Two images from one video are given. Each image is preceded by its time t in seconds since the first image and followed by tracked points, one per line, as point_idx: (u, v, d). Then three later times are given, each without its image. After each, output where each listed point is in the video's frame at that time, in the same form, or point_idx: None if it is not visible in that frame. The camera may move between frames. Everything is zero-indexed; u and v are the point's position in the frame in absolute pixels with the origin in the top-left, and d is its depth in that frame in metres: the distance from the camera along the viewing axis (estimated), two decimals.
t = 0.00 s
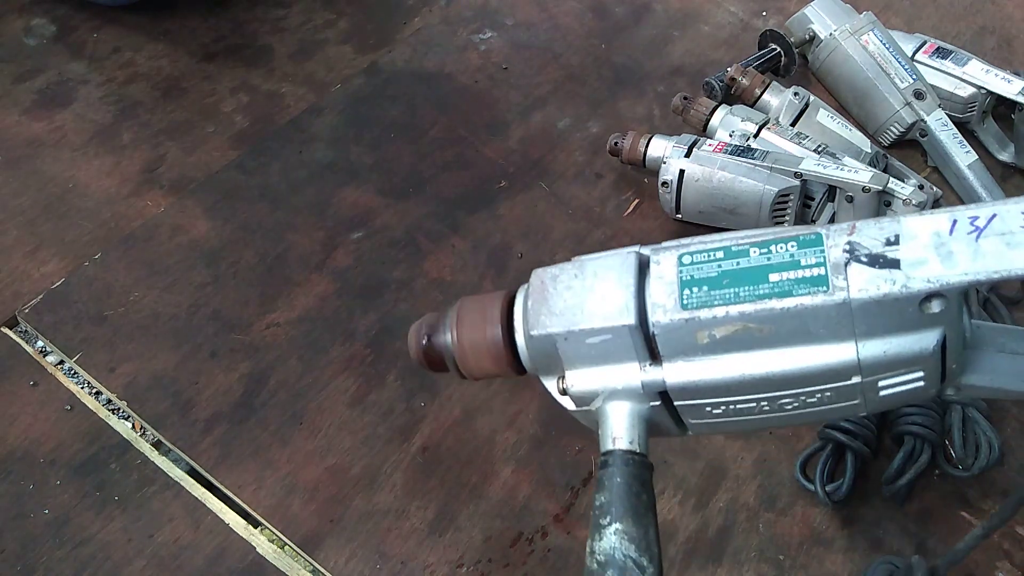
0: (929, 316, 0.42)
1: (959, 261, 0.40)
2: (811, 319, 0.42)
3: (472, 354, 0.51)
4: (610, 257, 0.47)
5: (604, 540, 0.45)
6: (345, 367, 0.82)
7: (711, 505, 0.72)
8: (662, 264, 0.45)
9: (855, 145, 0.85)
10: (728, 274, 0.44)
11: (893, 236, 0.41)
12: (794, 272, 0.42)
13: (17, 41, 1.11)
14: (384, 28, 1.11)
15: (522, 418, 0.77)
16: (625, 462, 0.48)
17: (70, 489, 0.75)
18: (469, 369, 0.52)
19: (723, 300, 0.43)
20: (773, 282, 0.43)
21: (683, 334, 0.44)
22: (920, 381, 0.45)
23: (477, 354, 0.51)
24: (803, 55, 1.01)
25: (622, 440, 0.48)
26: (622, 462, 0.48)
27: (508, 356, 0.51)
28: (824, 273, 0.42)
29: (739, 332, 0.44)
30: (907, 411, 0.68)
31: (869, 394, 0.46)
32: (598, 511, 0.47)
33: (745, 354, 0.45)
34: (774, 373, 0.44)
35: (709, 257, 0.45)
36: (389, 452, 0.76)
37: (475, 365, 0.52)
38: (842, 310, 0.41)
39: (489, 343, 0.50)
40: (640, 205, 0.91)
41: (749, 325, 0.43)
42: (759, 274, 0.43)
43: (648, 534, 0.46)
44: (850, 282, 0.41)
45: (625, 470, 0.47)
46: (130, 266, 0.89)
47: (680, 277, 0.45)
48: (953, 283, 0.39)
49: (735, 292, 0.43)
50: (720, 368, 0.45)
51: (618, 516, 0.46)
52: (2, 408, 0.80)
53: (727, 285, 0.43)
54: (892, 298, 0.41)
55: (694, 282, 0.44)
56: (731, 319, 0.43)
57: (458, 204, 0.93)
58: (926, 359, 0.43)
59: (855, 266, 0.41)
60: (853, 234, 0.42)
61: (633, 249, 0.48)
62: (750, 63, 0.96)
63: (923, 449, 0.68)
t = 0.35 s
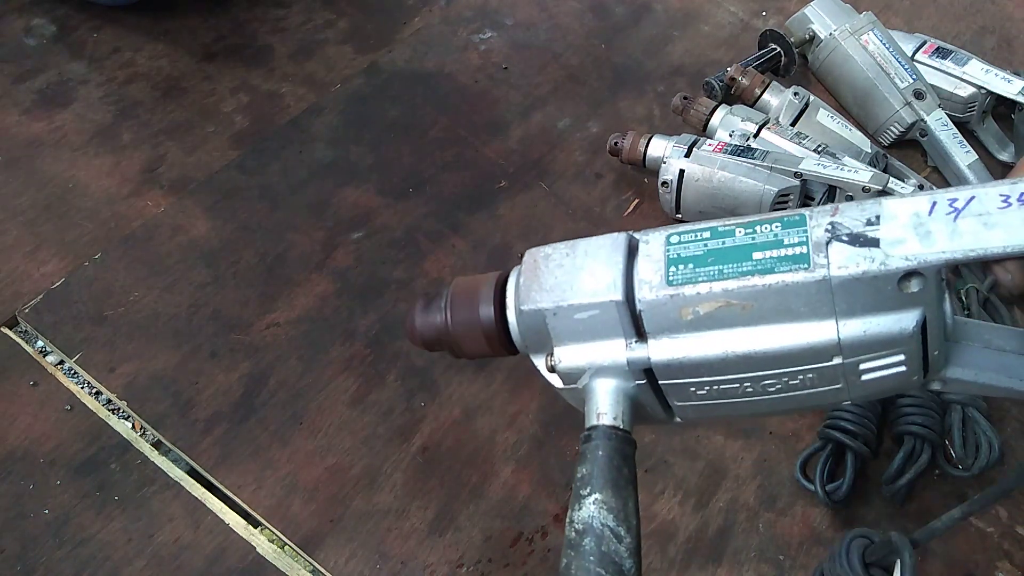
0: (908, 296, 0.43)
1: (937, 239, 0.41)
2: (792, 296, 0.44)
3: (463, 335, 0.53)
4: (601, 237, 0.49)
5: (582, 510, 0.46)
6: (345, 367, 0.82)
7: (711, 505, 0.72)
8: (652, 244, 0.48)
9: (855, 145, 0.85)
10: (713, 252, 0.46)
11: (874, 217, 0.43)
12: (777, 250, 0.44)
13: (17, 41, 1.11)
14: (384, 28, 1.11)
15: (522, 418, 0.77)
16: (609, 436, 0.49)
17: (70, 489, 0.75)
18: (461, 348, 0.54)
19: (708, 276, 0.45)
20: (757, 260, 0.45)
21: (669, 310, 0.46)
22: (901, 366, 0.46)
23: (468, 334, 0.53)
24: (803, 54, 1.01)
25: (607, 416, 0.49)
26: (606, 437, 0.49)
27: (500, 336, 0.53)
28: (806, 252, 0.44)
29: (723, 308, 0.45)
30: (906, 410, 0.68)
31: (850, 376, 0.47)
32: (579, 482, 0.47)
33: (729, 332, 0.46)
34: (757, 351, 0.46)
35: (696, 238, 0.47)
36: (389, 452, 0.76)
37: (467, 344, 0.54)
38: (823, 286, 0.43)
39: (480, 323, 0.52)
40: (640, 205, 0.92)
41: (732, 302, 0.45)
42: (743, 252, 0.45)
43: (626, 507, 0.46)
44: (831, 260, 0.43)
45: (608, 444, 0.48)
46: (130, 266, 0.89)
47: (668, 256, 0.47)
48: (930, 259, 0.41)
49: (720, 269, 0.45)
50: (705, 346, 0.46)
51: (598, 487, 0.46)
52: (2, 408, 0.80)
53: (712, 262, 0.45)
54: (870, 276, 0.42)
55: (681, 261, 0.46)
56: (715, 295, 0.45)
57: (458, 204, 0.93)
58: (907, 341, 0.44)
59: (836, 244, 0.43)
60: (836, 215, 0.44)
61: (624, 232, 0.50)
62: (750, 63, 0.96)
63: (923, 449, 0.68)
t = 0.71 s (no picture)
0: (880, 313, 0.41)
1: (903, 260, 0.39)
2: (765, 314, 0.42)
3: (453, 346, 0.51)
4: (581, 254, 0.47)
5: (565, 522, 0.45)
6: (345, 367, 0.82)
7: (711, 505, 0.72)
8: (630, 261, 0.46)
9: (855, 145, 0.85)
10: (690, 270, 0.44)
11: (844, 236, 0.41)
12: (751, 269, 0.42)
13: (17, 41, 1.11)
14: (384, 28, 1.11)
15: (522, 418, 0.77)
16: (592, 447, 0.47)
17: (70, 489, 0.75)
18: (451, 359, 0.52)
19: (684, 295, 0.43)
20: (731, 278, 0.43)
21: (643, 328, 0.44)
22: (876, 378, 0.44)
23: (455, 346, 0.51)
24: (803, 55, 1.01)
25: (592, 429, 0.48)
26: (591, 448, 0.47)
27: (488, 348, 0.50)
28: (777, 271, 0.42)
29: (695, 326, 0.43)
30: (905, 410, 0.69)
31: (826, 391, 0.45)
32: (563, 493, 0.46)
33: (701, 348, 0.44)
34: (730, 367, 0.44)
35: (673, 255, 0.45)
36: (389, 452, 0.76)
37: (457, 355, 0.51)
38: (794, 305, 0.41)
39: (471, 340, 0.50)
40: (640, 205, 0.92)
41: (707, 320, 0.43)
42: (718, 270, 0.43)
43: (610, 519, 0.45)
44: (802, 279, 0.41)
45: (593, 455, 0.47)
46: (130, 266, 0.89)
47: (646, 274, 0.45)
48: (897, 280, 0.39)
49: (695, 288, 0.43)
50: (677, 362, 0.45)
51: (581, 498, 0.45)
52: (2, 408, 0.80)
53: (688, 281, 0.44)
54: (840, 296, 0.40)
55: (658, 278, 0.44)
56: (688, 313, 0.43)
57: (458, 204, 0.93)
58: (879, 357, 0.43)
59: (807, 264, 0.41)
60: (808, 234, 0.42)
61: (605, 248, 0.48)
62: (750, 63, 0.96)
63: (923, 449, 0.68)
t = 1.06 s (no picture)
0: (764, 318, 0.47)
1: (779, 273, 0.44)
2: (659, 316, 0.49)
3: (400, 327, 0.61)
4: (509, 253, 0.55)
5: (490, 498, 0.57)
6: (345, 367, 0.82)
7: (710, 505, 0.72)
8: (546, 262, 0.52)
9: (856, 145, 0.85)
10: (597, 273, 0.50)
11: (729, 247, 0.46)
12: (646, 275, 0.48)
13: (17, 41, 1.11)
14: (384, 28, 1.11)
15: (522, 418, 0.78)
16: (519, 430, 0.58)
17: (70, 489, 0.75)
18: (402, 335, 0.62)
19: (589, 297, 0.50)
20: (629, 283, 0.49)
21: (557, 325, 0.52)
22: (768, 368, 0.51)
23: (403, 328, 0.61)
24: (803, 55, 1.01)
25: (519, 413, 0.59)
26: (516, 430, 0.58)
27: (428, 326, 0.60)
28: (668, 278, 0.48)
29: (601, 324, 0.51)
30: (906, 410, 0.69)
31: (724, 376, 0.53)
32: (490, 471, 0.58)
33: (609, 340, 0.52)
34: (634, 359, 0.52)
35: (583, 258, 0.51)
36: (390, 452, 0.76)
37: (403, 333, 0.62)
38: (682, 310, 0.47)
39: (412, 321, 0.60)
40: (640, 205, 0.92)
41: (610, 320, 0.50)
42: (620, 273, 0.49)
43: (527, 493, 0.57)
44: (689, 287, 0.47)
45: (517, 437, 0.58)
46: (130, 266, 0.89)
47: (558, 275, 0.52)
48: (772, 291, 0.44)
49: (599, 290, 0.50)
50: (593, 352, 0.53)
51: (502, 478, 0.57)
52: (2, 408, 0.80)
53: (594, 284, 0.50)
54: (722, 303, 0.46)
55: (569, 280, 0.51)
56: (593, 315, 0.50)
57: (458, 204, 0.93)
58: (765, 355, 0.49)
59: (695, 272, 0.47)
60: (698, 242, 0.48)
61: (530, 246, 0.55)
62: (750, 63, 0.96)
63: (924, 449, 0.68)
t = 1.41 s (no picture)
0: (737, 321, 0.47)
1: (749, 280, 0.43)
2: (631, 316, 0.48)
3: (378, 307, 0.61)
4: (484, 245, 0.54)
5: (468, 489, 0.57)
6: (344, 367, 0.81)
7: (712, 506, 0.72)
8: (522, 256, 0.52)
9: (858, 144, 0.85)
10: (571, 270, 0.50)
11: (702, 250, 0.45)
12: (620, 274, 0.48)
13: (14, 39, 1.10)
14: (384, 26, 1.11)
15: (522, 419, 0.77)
16: (498, 420, 0.58)
17: (67, 490, 0.75)
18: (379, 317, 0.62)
19: (562, 296, 0.50)
20: (603, 282, 0.48)
21: (532, 323, 0.52)
22: (745, 366, 0.51)
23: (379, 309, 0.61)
24: (805, 53, 1.00)
25: (498, 402, 0.58)
26: (495, 420, 0.58)
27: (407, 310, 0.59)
28: (642, 279, 0.47)
29: (575, 322, 0.50)
30: (909, 411, 0.68)
31: (700, 371, 0.53)
32: (469, 462, 0.58)
33: (584, 337, 0.52)
34: (609, 356, 0.52)
35: (558, 253, 0.51)
36: (389, 453, 0.76)
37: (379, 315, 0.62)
38: (653, 311, 0.47)
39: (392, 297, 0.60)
40: (640, 205, 0.91)
41: (583, 319, 0.50)
42: (594, 271, 0.49)
43: (505, 484, 0.56)
44: (662, 290, 0.46)
45: (497, 427, 0.58)
46: (128, 265, 0.88)
47: (533, 270, 0.51)
48: (741, 298, 0.43)
49: (573, 289, 0.49)
50: (569, 349, 0.53)
51: (480, 469, 0.56)
52: None
53: (568, 281, 0.50)
54: (693, 307, 0.45)
55: (544, 276, 0.51)
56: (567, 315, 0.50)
57: (458, 204, 0.92)
58: (741, 355, 0.49)
59: (667, 274, 0.46)
60: (672, 242, 0.47)
61: (506, 237, 0.54)
62: (751, 61, 0.95)
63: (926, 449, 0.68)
